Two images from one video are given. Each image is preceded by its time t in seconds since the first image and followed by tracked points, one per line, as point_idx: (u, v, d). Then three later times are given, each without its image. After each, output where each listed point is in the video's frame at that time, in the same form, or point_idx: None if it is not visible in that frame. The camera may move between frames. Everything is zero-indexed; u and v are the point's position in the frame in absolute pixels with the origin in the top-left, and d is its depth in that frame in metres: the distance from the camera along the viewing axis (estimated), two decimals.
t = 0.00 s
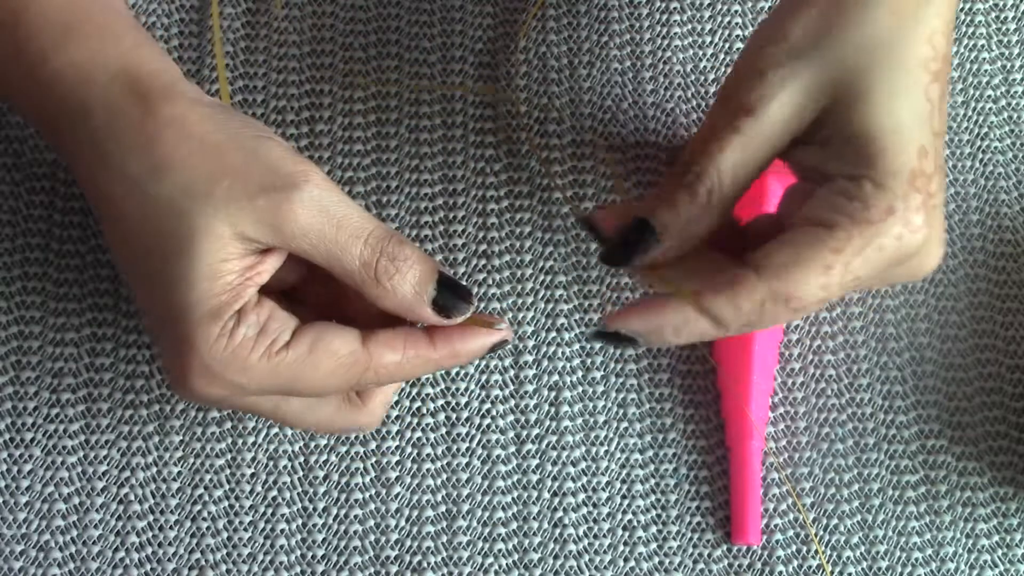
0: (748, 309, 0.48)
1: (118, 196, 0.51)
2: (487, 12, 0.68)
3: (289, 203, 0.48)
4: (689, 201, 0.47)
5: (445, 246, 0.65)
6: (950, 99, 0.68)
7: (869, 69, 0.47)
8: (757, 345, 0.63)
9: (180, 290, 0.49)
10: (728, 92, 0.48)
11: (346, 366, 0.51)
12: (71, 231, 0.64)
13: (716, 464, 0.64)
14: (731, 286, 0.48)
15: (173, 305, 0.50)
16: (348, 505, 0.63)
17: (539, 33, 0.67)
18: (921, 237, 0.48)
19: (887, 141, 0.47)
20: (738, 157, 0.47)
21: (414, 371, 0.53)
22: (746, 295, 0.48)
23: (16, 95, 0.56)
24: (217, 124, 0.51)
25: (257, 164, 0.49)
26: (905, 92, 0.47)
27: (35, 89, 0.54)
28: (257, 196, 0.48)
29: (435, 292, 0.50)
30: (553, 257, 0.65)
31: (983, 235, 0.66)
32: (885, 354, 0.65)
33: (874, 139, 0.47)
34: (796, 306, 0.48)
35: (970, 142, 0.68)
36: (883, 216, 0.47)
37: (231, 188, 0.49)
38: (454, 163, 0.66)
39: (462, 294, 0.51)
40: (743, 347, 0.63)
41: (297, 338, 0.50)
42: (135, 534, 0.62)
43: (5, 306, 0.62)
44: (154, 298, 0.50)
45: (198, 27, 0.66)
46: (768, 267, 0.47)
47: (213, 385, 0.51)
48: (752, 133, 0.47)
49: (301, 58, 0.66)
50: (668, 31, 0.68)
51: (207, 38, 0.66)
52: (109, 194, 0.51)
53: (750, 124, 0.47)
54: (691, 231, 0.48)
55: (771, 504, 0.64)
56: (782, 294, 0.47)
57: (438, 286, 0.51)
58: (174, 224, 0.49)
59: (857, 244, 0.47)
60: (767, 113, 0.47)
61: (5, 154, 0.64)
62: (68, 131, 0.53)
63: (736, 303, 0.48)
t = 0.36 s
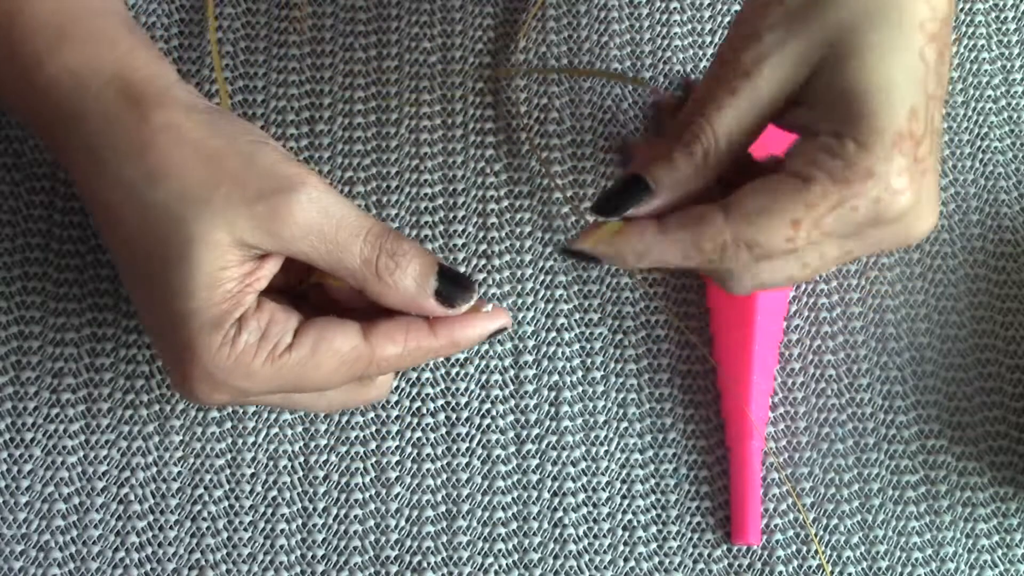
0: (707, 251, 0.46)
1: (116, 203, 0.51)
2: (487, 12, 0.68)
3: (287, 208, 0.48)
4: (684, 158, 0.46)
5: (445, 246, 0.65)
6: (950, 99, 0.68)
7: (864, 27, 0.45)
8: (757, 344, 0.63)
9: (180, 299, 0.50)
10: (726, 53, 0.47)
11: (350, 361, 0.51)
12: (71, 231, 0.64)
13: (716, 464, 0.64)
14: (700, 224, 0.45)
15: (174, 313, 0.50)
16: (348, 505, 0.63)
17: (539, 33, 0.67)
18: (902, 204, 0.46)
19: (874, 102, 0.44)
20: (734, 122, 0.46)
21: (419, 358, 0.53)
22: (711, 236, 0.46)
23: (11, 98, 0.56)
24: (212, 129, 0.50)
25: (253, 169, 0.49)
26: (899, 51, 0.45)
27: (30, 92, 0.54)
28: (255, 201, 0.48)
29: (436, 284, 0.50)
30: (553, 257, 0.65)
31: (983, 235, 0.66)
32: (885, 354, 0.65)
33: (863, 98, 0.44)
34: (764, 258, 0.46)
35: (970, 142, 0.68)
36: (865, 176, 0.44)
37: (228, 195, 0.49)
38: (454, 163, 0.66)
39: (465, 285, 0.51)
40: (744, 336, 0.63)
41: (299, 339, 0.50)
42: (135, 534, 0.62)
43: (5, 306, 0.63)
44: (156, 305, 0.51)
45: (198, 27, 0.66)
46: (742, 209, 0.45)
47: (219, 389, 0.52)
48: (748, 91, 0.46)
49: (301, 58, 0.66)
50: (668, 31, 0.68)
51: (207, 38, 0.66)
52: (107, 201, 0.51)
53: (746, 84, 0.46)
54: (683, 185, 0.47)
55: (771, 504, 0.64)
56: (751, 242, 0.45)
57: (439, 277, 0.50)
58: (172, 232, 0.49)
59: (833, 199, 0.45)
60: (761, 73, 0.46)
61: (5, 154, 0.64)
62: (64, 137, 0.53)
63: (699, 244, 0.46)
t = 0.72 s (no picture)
0: (707, 279, 0.46)
1: (115, 207, 0.51)
2: (487, 12, 0.68)
3: (285, 202, 0.48)
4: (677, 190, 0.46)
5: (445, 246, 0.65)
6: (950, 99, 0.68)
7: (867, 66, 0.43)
8: (757, 344, 0.63)
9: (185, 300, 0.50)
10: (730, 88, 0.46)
11: (357, 356, 0.52)
12: (71, 231, 0.64)
13: (716, 464, 0.64)
14: (703, 254, 0.45)
15: (179, 315, 0.50)
16: (348, 505, 0.63)
17: (539, 33, 0.67)
18: (905, 243, 0.45)
19: (880, 146, 0.43)
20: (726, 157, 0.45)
21: (424, 349, 0.54)
22: (713, 267, 0.45)
23: (10, 107, 0.57)
24: (207, 128, 0.50)
25: (249, 164, 0.49)
26: (905, 90, 0.43)
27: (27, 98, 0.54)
28: (253, 196, 0.48)
29: (440, 271, 0.51)
30: (553, 257, 0.65)
31: (983, 235, 0.66)
32: (885, 354, 0.65)
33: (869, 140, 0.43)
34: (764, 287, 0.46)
35: (970, 142, 0.68)
36: (867, 217, 0.44)
37: (225, 192, 0.48)
38: (454, 163, 0.66)
39: (467, 272, 0.52)
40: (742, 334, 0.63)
41: (304, 335, 0.51)
42: (135, 534, 0.62)
43: (5, 306, 0.62)
44: (161, 308, 0.51)
45: (199, 27, 0.66)
46: (744, 242, 0.45)
47: (228, 388, 0.53)
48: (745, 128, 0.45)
49: (301, 58, 0.66)
50: (668, 31, 0.68)
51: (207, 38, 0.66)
52: (106, 205, 0.51)
53: (744, 120, 0.45)
54: (676, 217, 0.47)
55: (771, 504, 0.64)
56: (753, 273, 0.45)
57: (439, 262, 0.51)
58: (172, 234, 0.49)
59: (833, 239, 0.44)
60: (761, 110, 0.45)
61: (5, 154, 0.64)
62: (61, 142, 0.54)
63: (701, 274, 0.46)
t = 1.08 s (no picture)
0: (660, 326, 0.53)
1: (122, 205, 0.51)
2: (487, 11, 0.68)
3: (291, 190, 0.48)
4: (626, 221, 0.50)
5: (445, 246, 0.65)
6: (950, 99, 0.68)
7: (826, 130, 0.47)
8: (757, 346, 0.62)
9: (198, 293, 0.50)
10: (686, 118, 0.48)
11: (378, 338, 0.52)
12: (71, 231, 0.64)
13: (716, 464, 0.64)
14: (657, 304, 0.52)
15: (193, 310, 0.51)
16: (348, 505, 0.63)
17: (539, 33, 0.68)
18: (851, 311, 0.50)
19: (835, 212, 0.47)
20: (673, 195, 0.49)
21: (443, 327, 0.54)
22: (664, 316, 0.52)
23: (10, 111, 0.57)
24: (207, 123, 0.50)
25: (253, 155, 0.49)
26: (859, 158, 0.47)
27: (27, 102, 0.55)
28: (258, 187, 0.48)
29: (450, 249, 0.51)
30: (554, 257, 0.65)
31: (983, 235, 0.66)
32: (885, 354, 0.65)
33: (824, 206, 0.47)
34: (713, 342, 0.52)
35: (970, 142, 0.68)
36: (816, 287, 0.49)
37: (231, 183, 0.48)
38: (453, 163, 0.66)
39: (479, 246, 0.52)
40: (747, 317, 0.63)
41: (323, 323, 0.51)
42: (135, 534, 0.62)
43: (5, 306, 0.63)
44: (174, 304, 0.51)
45: (199, 27, 0.66)
46: (695, 301, 0.51)
47: (250, 380, 0.53)
48: (698, 173, 0.48)
49: (301, 58, 0.66)
50: (668, 31, 0.68)
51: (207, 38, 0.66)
52: (112, 204, 0.52)
53: (696, 159, 0.48)
54: (612, 244, 0.51)
55: (771, 504, 0.64)
56: (701, 330, 0.51)
57: (450, 239, 0.51)
58: (180, 230, 0.49)
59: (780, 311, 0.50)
60: (715, 153, 0.47)
61: (5, 154, 0.64)
62: (63, 143, 0.54)
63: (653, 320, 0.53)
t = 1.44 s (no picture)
0: (654, 342, 0.53)
1: (118, 208, 0.51)
2: (487, 11, 0.68)
3: (287, 194, 0.48)
4: (614, 231, 0.49)
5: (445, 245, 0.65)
6: (950, 99, 0.68)
7: (815, 143, 0.47)
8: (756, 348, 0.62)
9: (194, 296, 0.50)
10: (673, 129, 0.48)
11: (373, 343, 0.52)
12: (71, 231, 0.64)
13: (716, 464, 0.64)
14: (652, 320, 0.52)
15: (190, 313, 0.51)
16: (348, 505, 0.63)
17: (539, 33, 0.68)
18: (844, 325, 0.50)
19: (826, 225, 0.47)
20: (662, 206, 0.48)
21: (441, 330, 0.54)
22: (659, 331, 0.52)
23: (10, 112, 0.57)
24: (204, 126, 0.50)
25: (249, 159, 0.49)
26: (848, 171, 0.47)
27: (26, 104, 0.55)
28: (254, 191, 0.48)
29: (448, 251, 0.50)
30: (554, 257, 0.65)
31: (983, 235, 0.66)
32: (885, 354, 0.65)
33: (815, 219, 0.47)
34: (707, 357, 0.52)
35: (970, 142, 0.68)
36: (810, 301, 0.49)
37: (227, 186, 0.48)
38: (453, 163, 0.66)
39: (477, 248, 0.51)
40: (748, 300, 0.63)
41: (318, 326, 0.51)
42: (135, 534, 0.62)
43: (5, 306, 0.63)
44: (171, 306, 0.51)
45: (198, 27, 0.66)
46: (689, 318, 0.51)
47: (247, 383, 0.53)
48: (686, 185, 0.47)
49: (301, 58, 0.66)
50: (668, 31, 0.68)
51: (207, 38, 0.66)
52: (109, 207, 0.52)
53: (684, 171, 0.47)
54: (597, 253, 0.50)
55: (771, 504, 0.64)
56: (696, 346, 0.52)
57: (447, 242, 0.50)
58: (176, 233, 0.49)
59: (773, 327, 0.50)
60: (703, 164, 0.47)
61: (5, 154, 0.64)
62: (61, 146, 0.54)
63: (647, 336, 0.53)
